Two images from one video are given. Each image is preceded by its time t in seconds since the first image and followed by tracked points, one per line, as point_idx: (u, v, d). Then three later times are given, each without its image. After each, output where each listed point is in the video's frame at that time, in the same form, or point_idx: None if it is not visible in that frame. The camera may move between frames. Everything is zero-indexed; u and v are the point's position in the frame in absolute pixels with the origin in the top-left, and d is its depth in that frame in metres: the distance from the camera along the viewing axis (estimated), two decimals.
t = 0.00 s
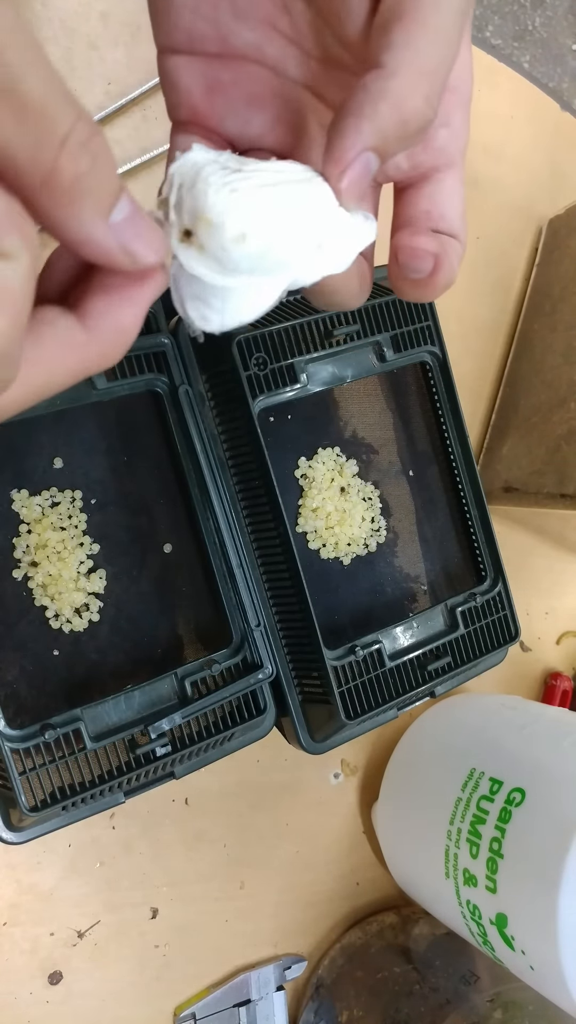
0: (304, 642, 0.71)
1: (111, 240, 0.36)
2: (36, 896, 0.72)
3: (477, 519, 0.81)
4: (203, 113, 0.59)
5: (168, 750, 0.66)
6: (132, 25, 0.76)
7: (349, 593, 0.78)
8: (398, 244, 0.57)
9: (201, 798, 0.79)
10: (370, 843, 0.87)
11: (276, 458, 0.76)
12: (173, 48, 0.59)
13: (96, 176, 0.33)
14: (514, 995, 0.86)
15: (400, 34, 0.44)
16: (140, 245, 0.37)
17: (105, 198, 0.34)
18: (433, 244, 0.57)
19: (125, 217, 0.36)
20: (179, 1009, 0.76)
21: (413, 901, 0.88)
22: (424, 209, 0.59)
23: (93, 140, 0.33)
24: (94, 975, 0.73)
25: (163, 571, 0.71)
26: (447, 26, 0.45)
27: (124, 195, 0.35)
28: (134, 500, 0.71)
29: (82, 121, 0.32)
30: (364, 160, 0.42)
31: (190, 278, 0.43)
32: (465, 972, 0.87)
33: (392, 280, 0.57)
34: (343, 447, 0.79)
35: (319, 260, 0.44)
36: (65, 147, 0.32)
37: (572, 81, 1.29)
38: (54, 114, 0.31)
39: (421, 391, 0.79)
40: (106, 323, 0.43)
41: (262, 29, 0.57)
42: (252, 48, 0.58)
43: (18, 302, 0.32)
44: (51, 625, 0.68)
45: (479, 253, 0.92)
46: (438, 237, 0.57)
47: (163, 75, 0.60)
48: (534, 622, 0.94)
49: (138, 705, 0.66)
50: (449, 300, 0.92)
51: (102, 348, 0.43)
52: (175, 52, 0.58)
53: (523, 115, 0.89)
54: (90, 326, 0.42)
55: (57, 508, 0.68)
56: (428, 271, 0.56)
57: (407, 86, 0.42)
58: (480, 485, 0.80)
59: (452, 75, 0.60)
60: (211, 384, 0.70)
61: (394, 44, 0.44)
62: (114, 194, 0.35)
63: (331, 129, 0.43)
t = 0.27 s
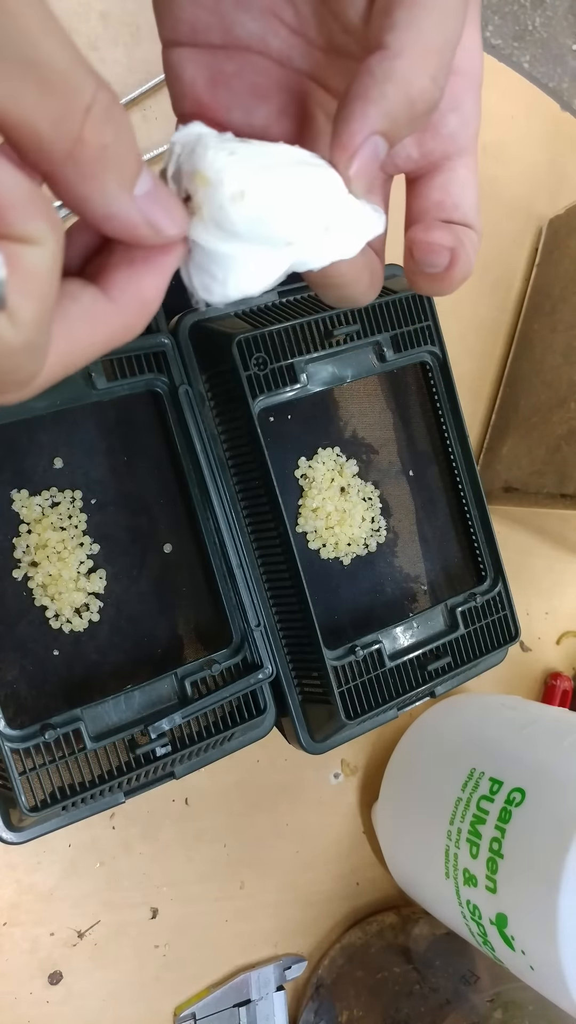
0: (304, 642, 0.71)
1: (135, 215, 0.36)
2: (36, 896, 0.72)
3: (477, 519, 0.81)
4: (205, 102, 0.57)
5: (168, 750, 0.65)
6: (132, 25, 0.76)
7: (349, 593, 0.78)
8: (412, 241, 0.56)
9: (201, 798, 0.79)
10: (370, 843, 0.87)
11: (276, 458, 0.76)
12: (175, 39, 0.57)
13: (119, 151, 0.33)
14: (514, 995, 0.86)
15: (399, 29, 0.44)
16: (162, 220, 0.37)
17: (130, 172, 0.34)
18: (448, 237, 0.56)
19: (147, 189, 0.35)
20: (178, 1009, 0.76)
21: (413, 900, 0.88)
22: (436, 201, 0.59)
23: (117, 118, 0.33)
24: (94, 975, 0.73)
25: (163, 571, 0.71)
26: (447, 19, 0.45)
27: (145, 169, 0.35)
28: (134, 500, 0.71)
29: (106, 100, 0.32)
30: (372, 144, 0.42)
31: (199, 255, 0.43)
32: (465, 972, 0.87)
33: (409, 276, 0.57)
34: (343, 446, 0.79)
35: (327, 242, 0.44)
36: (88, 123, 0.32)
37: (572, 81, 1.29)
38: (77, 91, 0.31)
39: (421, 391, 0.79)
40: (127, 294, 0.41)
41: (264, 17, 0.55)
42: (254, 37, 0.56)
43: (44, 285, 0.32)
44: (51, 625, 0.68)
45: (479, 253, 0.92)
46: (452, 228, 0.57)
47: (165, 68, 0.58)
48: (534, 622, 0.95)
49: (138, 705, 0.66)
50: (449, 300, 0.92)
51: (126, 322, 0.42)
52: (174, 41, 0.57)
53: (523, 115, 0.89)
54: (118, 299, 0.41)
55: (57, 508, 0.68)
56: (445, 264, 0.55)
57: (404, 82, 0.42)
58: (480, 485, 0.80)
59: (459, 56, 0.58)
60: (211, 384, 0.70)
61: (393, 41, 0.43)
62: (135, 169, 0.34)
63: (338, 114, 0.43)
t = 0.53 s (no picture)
0: (304, 643, 0.71)
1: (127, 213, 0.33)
2: (36, 896, 0.72)
3: (477, 519, 0.81)
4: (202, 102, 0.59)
5: (168, 750, 0.65)
6: (132, 25, 0.76)
7: (349, 593, 0.78)
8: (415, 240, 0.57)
9: (201, 798, 0.79)
10: (370, 843, 0.87)
11: (276, 458, 0.76)
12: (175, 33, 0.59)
13: (114, 149, 0.30)
14: (514, 995, 0.86)
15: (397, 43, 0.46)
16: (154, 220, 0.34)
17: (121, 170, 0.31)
18: (450, 237, 0.57)
19: (141, 183, 0.33)
20: (178, 1009, 0.76)
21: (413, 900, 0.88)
22: (432, 204, 0.60)
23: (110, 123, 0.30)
24: (94, 975, 0.73)
25: (162, 571, 0.71)
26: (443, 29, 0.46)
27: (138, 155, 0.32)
28: (134, 500, 0.71)
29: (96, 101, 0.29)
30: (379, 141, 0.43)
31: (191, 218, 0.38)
32: (465, 972, 0.87)
33: (406, 274, 0.57)
34: (344, 447, 0.79)
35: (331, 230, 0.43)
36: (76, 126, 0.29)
37: (572, 81, 1.29)
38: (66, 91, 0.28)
39: (421, 391, 0.79)
40: (139, 292, 0.40)
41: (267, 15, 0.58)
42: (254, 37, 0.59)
43: (40, 327, 0.33)
44: (51, 625, 0.68)
45: (479, 253, 0.92)
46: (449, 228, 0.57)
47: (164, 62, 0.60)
48: (534, 622, 0.95)
49: (138, 705, 0.66)
50: (449, 300, 0.92)
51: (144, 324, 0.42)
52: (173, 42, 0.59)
53: (524, 115, 0.89)
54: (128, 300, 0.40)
55: (57, 508, 0.68)
56: (447, 265, 0.56)
57: (410, 85, 0.44)
58: (480, 485, 0.80)
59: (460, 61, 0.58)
60: (211, 384, 0.70)
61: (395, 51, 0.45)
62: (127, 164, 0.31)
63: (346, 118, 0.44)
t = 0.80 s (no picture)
0: (304, 642, 0.71)
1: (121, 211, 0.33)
2: (36, 896, 0.72)
3: (477, 518, 0.81)
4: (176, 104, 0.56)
5: (168, 750, 0.66)
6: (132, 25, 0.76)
7: (349, 593, 0.78)
8: (354, 262, 0.57)
9: (201, 798, 0.79)
10: (370, 843, 0.87)
11: (276, 458, 0.76)
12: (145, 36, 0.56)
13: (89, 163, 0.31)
14: (514, 995, 0.86)
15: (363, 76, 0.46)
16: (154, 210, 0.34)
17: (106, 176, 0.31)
18: (388, 264, 0.57)
19: (133, 178, 0.32)
20: (179, 1009, 0.76)
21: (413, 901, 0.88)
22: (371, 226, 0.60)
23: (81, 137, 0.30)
24: (94, 975, 0.73)
25: (162, 571, 0.71)
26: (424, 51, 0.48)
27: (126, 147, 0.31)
28: (134, 500, 0.71)
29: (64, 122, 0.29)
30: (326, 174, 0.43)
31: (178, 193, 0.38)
32: (465, 972, 0.87)
33: (341, 293, 0.58)
34: (343, 447, 0.79)
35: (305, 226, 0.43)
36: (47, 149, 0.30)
37: (572, 81, 1.29)
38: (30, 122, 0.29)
39: (421, 391, 0.79)
40: (149, 277, 0.41)
41: (238, 36, 0.58)
42: (225, 52, 0.58)
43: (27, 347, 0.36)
44: (51, 625, 0.68)
45: (479, 253, 0.92)
46: (386, 253, 0.58)
47: (133, 62, 0.57)
48: (534, 622, 0.94)
49: (138, 705, 0.66)
50: (449, 300, 0.92)
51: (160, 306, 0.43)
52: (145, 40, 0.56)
53: (524, 115, 0.89)
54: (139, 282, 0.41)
55: (57, 508, 0.68)
56: (382, 291, 0.57)
57: (364, 127, 0.45)
58: (480, 485, 0.80)
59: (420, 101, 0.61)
60: (211, 384, 0.70)
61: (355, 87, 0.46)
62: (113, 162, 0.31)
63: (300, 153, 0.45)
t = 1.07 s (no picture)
0: (304, 643, 0.71)
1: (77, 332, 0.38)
2: (36, 896, 0.72)
3: (477, 518, 0.81)
4: (168, 113, 0.59)
5: (168, 750, 0.65)
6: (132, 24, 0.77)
7: (349, 593, 0.78)
8: (334, 270, 0.56)
9: (200, 798, 0.79)
10: (370, 843, 0.87)
11: (276, 458, 0.76)
12: (144, 43, 0.58)
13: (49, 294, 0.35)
14: (514, 995, 0.86)
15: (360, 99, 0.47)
16: (104, 333, 0.38)
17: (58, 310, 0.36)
18: (366, 275, 0.56)
19: (85, 307, 0.36)
20: (178, 1009, 0.76)
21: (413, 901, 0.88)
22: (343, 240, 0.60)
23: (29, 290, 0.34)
24: (94, 975, 0.73)
25: (162, 571, 0.71)
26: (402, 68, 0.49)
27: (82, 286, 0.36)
28: (133, 500, 0.71)
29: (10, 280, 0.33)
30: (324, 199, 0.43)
31: (158, 262, 0.38)
32: (465, 972, 0.87)
33: (317, 299, 0.57)
34: (343, 446, 0.79)
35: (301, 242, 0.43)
36: None
37: (572, 81, 1.29)
38: None
39: (421, 391, 0.79)
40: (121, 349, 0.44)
41: (230, 46, 0.60)
42: (220, 63, 0.60)
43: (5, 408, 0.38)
44: (51, 625, 0.68)
45: (479, 253, 0.92)
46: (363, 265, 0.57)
47: (128, 68, 0.59)
48: (534, 622, 0.95)
49: (138, 705, 0.66)
50: (449, 300, 0.92)
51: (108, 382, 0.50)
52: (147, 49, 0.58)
53: (524, 115, 0.89)
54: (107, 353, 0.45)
55: (57, 508, 0.68)
56: (357, 302, 0.56)
57: (360, 155, 0.45)
58: (480, 485, 0.80)
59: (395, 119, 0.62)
60: (211, 384, 0.70)
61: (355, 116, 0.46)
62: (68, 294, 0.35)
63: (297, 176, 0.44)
